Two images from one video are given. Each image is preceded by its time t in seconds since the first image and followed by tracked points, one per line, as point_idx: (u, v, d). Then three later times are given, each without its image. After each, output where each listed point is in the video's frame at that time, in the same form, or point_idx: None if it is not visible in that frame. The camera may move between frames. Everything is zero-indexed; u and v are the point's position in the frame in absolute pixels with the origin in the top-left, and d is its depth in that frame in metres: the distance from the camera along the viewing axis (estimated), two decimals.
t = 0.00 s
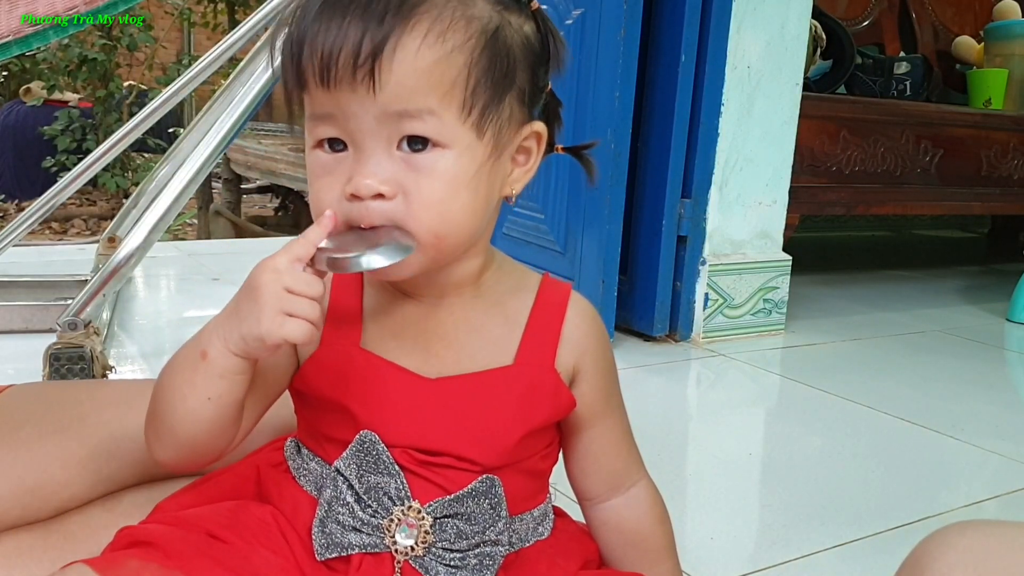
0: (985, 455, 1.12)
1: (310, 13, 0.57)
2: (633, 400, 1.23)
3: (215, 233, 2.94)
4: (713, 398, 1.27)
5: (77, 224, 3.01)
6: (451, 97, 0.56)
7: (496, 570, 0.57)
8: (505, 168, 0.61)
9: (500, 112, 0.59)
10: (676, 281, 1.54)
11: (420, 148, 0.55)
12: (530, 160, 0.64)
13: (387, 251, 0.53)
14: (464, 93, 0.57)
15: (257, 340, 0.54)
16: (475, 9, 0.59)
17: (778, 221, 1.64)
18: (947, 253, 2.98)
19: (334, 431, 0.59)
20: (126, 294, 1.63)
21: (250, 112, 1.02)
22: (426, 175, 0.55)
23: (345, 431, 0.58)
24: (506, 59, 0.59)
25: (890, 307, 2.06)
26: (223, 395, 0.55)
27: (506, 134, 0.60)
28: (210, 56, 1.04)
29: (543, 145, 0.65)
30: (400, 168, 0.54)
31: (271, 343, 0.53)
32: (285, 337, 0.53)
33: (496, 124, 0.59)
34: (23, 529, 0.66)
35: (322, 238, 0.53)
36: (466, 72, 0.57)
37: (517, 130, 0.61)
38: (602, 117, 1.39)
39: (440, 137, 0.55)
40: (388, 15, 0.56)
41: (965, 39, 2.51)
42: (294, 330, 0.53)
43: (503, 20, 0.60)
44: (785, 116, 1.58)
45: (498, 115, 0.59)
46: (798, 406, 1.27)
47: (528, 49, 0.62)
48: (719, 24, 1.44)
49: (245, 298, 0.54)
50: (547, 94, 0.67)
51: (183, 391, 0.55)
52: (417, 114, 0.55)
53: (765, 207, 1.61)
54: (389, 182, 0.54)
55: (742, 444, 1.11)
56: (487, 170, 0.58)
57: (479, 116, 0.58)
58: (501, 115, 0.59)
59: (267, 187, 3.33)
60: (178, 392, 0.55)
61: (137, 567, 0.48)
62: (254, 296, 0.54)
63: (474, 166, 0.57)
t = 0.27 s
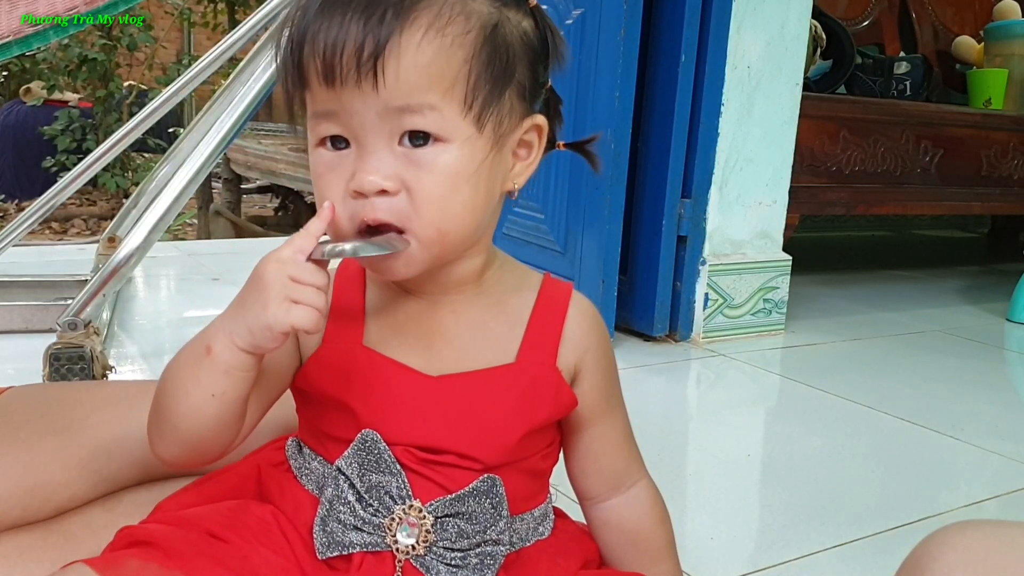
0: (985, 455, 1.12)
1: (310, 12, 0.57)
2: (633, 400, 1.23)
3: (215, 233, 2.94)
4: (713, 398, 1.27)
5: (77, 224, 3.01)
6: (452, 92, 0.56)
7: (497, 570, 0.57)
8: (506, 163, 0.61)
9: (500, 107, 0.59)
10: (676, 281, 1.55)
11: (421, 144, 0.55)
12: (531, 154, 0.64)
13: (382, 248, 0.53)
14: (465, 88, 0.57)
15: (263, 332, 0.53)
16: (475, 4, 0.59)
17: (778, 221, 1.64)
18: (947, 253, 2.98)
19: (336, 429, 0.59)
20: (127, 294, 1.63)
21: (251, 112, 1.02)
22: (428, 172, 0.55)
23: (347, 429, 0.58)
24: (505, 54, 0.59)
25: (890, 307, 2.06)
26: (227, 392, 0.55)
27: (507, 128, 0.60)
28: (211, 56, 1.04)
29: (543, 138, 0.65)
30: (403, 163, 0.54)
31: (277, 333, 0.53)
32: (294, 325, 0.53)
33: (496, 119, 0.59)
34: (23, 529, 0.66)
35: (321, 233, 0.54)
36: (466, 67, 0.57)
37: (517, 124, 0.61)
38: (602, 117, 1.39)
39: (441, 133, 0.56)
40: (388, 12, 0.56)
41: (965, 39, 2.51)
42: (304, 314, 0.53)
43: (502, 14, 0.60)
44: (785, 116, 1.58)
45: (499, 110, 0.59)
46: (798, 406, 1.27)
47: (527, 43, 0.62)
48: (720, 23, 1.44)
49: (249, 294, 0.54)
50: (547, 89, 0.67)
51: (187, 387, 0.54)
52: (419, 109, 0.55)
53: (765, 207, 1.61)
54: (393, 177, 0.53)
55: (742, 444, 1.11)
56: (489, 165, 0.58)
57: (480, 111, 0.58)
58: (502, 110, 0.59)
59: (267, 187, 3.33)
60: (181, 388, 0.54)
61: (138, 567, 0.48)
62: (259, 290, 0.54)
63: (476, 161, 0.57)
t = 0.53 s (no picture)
0: (985, 455, 1.12)
1: (307, 13, 0.57)
2: (633, 400, 1.23)
3: (215, 233, 2.94)
4: (713, 398, 1.27)
5: (77, 224, 3.01)
6: (447, 93, 0.56)
7: (497, 569, 0.57)
8: (504, 163, 0.61)
9: (497, 107, 0.59)
10: (676, 281, 1.54)
11: (417, 145, 0.55)
12: (530, 154, 0.64)
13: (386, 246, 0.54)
14: (460, 89, 0.57)
15: (259, 331, 0.53)
16: (472, 5, 0.59)
17: (778, 221, 1.64)
18: (946, 253, 2.98)
19: (334, 429, 0.59)
20: (127, 294, 1.63)
21: (251, 112, 1.01)
22: (426, 170, 0.55)
23: (345, 429, 0.58)
24: (502, 54, 0.59)
25: (890, 307, 2.06)
26: (226, 392, 0.54)
27: (504, 129, 0.60)
28: (211, 57, 1.04)
29: (543, 139, 0.64)
30: (399, 164, 0.54)
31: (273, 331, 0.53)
32: (288, 322, 0.53)
33: (494, 120, 0.59)
34: (23, 529, 0.66)
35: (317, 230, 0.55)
36: (462, 68, 0.57)
37: (515, 124, 0.61)
38: (602, 117, 1.39)
39: (438, 133, 0.55)
40: (383, 13, 0.56)
41: (965, 39, 2.51)
42: (297, 312, 0.53)
43: (500, 15, 0.60)
44: (785, 116, 1.58)
45: (495, 111, 0.59)
46: (798, 406, 1.27)
47: (525, 44, 0.62)
48: (720, 24, 1.44)
49: (246, 294, 0.54)
50: (547, 89, 0.67)
51: (186, 387, 0.54)
52: (414, 110, 0.55)
53: (765, 207, 1.60)
54: (388, 179, 0.54)
55: (742, 444, 1.11)
56: (486, 165, 0.58)
57: (477, 113, 0.58)
58: (499, 110, 0.59)
59: (267, 187, 3.33)
60: (180, 388, 0.54)
61: (139, 567, 0.48)
62: (257, 290, 0.54)
63: (473, 161, 0.57)
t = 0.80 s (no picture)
0: (986, 455, 1.12)
1: (306, 9, 0.58)
2: (633, 400, 1.23)
3: (215, 233, 2.94)
4: (713, 398, 1.27)
5: (77, 224, 3.01)
6: (443, 88, 0.56)
7: (495, 569, 0.57)
8: (500, 161, 0.60)
9: (494, 105, 0.59)
10: (676, 281, 1.54)
11: (413, 140, 0.55)
12: (527, 153, 0.64)
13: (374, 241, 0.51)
14: (456, 85, 0.57)
15: (247, 324, 0.53)
16: (470, 3, 0.59)
17: (778, 221, 1.64)
18: (946, 253, 2.98)
19: (330, 429, 0.59)
20: (127, 294, 1.63)
21: (250, 112, 1.02)
22: (423, 166, 0.55)
23: (342, 428, 0.58)
24: (499, 53, 0.59)
25: (890, 307, 2.06)
26: (218, 386, 0.54)
27: (501, 127, 0.60)
28: (211, 57, 1.04)
29: (540, 139, 0.64)
30: (395, 159, 0.54)
31: (260, 325, 0.53)
32: (273, 316, 0.52)
33: (490, 118, 0.59)
34: (23, 529, 0.66)
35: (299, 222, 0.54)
36: (458, 64, 0.57)
37: (511, 123, 0.61)
38: (602, 117, 1.39)
39: (434, 129, 0.55)
40: (380, 9, 0.56)
41: (965, 39, 2.51)
42: (282, 306, 0.52)
43: (498, 14, 0.60)
44: (785, 116, 1.58)
45: (492, 109, 0.59)
46: (798, 406, 1.27)
47: (524, 45, 0.62)
48: (720, 24, 1.44)
49: (232, 289, 0.53)
50: (546, 91, 0.67)
51: (177, 382, 0.54)
52: (410, 103, 0.55)
53: (765, 207, 1.60)
54: (383, 172, 0.53)
55: (742, 444, 1.11)
56: (482, 163, 0.58)
57: (473, 108, 0.58)
58: (495, 108, 0.59)
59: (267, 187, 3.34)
60: (172, 384, 0.54)
61: (138, 567, 0.48)
62: (242, 285, 0.53)
63: (469, 156, 0.57)
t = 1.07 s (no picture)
0: (986, 455, 1.12)
1: None
2: (633, 400, 1.23)
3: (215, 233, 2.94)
4: (713, 398, 1.27)
5: (77, 224, 3.01)
6: (452, 79, 0.56)
7: (494, 566, 0.57)
8: (504, 160, 0.60)
9: (501, 102, 0.59)
10: (676, 281, 1.54)
11: (419, 130, 0.55)
12: (531, 153, 0.64)
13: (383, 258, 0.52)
14: (465, 77, 0.57)
15: (257, 309, 0.52)
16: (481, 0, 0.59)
17: (778, 220, 1.64)
18: (946, 253, 2.98)
19: (331, 427, 0.59)
20: (126, 294, 1.63)
21: (251, 112, 1.02)
22: (426, 157, 0.55)
23: (341, 427, 0.58)
24: (508, 50, 0.60)
25: (890, 307, 2.06)
26: (222, 369, 0.53)
27: (507, 124, 0.60)
28: (211, 57, 1.04)
29: (544, 139, 0.64)
30: (399, 147, 0.54)
31: (272, 311, 0.52)
32: (284, 302, 0.52)
33: (497, 114, 0.59)
34: (23, 529, 0.66)
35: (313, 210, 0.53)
36: (467, 57, 0.57)
37: (518, 122, 0.61)
38: (602, 117, 1.39)
39: (440, 120, 0.56)
40: None
41: (965, 38, 2.51)
42: (294, 293, 0.52)
43: (508, 13, 0.60)
44: (785, 116, 1.58)
45: (498, 105, 0.59)
46: (798, 406, 1.27)
47: (533, 47, 0.62)
48: (720, 23, 1.44)
49: (240, 275, 0.53)
50: (551, 98, 0.67)
51: (180, 364, 0.53)
52: (418, 91, 0.55)
53: (765, 206, 1.60)
54: (388, 160, 0.53)
55: (742, 444, 1.11)
56: (486, 159, 0.58)
57: (479, 103, 0.58)
58: (502, 105, 0.59)
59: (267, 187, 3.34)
60: (174, 365, 0.53)
61: (139, 566, 0.48)
62: (250, 270, 0.52)
63: (474, 149, 0.57)
